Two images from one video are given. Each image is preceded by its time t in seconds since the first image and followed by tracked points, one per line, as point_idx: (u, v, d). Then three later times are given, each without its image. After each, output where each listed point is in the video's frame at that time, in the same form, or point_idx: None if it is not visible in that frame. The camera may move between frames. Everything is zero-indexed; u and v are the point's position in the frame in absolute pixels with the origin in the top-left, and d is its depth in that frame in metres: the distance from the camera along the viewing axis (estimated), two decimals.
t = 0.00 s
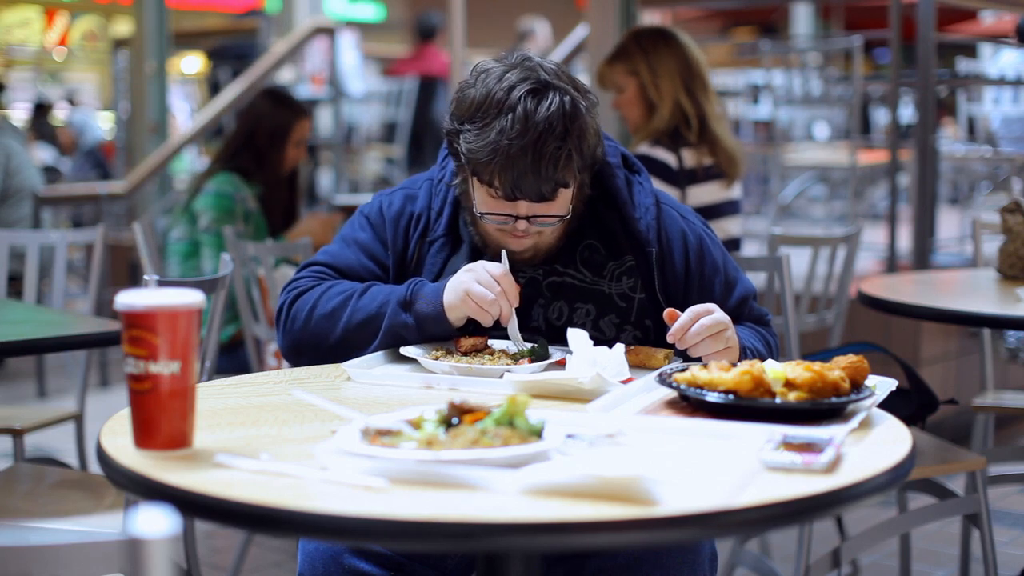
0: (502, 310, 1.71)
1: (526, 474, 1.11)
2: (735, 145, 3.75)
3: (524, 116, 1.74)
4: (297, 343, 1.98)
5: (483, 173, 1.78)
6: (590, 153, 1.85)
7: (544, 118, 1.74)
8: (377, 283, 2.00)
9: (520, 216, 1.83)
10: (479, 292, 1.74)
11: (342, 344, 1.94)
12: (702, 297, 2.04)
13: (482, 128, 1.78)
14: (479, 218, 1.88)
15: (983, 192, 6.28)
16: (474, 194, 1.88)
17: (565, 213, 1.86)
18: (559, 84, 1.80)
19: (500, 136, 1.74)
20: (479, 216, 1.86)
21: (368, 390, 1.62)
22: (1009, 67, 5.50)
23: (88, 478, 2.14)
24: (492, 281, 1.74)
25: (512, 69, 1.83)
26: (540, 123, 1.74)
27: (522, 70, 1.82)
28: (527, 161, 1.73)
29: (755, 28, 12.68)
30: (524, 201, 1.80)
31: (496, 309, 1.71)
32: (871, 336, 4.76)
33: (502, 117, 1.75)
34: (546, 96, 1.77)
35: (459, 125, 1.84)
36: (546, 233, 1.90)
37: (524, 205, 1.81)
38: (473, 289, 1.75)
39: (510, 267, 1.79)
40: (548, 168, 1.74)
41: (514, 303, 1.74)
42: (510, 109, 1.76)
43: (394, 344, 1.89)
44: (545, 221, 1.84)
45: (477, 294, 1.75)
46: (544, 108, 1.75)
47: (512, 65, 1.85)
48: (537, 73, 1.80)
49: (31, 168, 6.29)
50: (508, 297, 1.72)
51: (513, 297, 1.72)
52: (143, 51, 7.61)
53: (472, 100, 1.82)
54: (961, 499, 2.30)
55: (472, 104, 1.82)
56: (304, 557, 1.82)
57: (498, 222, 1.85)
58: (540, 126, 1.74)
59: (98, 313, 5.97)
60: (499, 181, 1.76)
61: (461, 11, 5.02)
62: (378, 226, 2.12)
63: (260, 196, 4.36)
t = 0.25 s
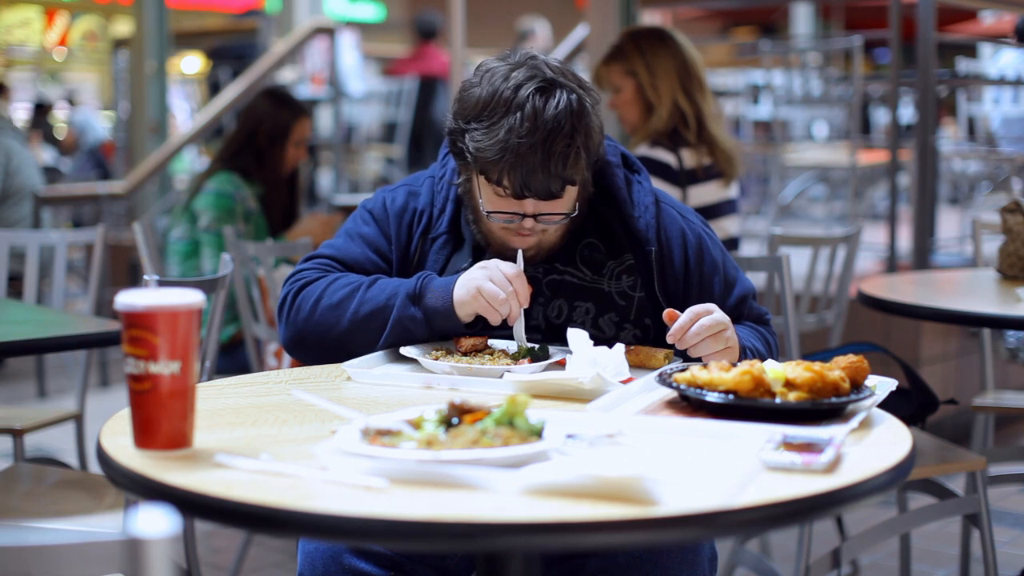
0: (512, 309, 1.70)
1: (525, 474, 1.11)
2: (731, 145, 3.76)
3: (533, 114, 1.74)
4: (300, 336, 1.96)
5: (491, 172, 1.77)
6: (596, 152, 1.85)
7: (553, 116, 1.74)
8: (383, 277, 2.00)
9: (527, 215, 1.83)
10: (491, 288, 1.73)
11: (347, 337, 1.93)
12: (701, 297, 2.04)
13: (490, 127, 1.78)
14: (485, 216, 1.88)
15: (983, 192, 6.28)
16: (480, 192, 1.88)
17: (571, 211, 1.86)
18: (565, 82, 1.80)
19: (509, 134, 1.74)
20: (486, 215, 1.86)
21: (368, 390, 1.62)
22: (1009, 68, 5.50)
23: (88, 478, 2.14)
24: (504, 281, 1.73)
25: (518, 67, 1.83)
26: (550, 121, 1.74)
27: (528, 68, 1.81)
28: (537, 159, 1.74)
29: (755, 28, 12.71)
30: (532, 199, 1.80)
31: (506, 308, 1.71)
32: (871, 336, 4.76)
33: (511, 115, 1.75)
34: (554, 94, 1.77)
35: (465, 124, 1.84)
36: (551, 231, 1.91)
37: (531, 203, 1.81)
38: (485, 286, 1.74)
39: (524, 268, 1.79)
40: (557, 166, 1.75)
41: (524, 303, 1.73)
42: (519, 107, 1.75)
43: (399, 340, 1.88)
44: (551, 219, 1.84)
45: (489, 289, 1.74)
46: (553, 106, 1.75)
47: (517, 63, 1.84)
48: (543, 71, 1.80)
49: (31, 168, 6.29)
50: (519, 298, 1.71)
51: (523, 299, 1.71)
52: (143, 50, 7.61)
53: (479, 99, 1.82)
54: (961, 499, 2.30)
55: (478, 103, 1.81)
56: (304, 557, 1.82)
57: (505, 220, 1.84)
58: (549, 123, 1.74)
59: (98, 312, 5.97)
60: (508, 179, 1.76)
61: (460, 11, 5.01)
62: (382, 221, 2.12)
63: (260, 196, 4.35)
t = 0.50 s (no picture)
0: (512, 305, 1.71)
1: (525, 474, 1.10)
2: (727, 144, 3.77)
3: (552, 120, 1.74)
4: (304, 332, 1.96)
5: (507, 176, 1.77)
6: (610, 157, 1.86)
7: (572, 121, 1.75)
8: (387, 272, 2.00)
9: (540, 218, 1.83)
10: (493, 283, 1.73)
11: (352, 332, 1.93)
12: (703, 297, 2.04)
13: (508, 130, 1.78)
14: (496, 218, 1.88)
15: (983, 192, 6.27)
16: (491, 194, 1.88)
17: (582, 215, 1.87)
18: (582, 87, 1.80)
19: (528, 139, 1.74)
20: (497, 217, 1.87)
21: (368, 390, 1.62)
22: (1009, 68, 5.50)
23: (88, 478, 2.14)
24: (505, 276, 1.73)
25: (535, 70, 1.82)
26: (569, 127, 1.74)
27: (546, 71, 1.81)
28: (555, 165, 1.74)
29: (755, 28, 12.71)
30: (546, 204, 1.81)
31: (506, 304, 1.71)
32: (871, 336, 4.76)
33: (530, 121, 1.75)
34: (573, 99, 1.77)
35: (481, 126, 1.83)
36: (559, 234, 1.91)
37: (544, 207, 1.82)
38: (486, 280, 1.74)
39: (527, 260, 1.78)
40: (574, 170, 1.75)
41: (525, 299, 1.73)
42: (538, 112, 1.75)
43: (403, 334, 1.88)
44: (562, 223, 1.85)
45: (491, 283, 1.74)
46: (573, 111, 1.76)
47: (534, 66, 1.84)
48: (562, 75, 1.80)
49: (31, 168, 6.29)
50: (519, 294, 1.71)
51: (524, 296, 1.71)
52: (143, 50, 7.61)
53: (495, 101, 1.81)
54: (961, 499, 2.30)
55: (495, 105, 1.81)
56: (304, 557, 1.82)
57: (517, 223, 1.85)
58: (569, 129, 1.74)
59: (98, 313, 5.97)
60: (525, 184, 1.76)
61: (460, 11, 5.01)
62: (385, 218, 2.12)
63: (260, 195, 4.35)
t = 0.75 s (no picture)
0: (516, 309, 1.71)
1: (525, 474, 1.10)
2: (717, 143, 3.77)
3: (560, 122, 1.74)
4: (307, 333, 1.96)
5: (513, 176, 1.77)
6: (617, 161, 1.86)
7: (581, 124, 1.74)
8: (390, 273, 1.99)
9: (543, 219, 1.83)
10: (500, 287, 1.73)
11: (355, 333, 1.92)
12: (704, 298, 2.04)
13: (515, 131, 1.78)
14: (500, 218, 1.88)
15: (983, 192, 6.27)
16: (496, 194, 1.88)
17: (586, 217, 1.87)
18: (591, 89, 1.80)
19: (536, 141, 1.74)
20: (502, 217, 1.87)
21: (368, 390, 1.62)
22: (1009, 68, 5.50)
23: (88, 478, 2.14)
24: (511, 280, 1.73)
25: (543, 71, 1.82)
26: (577, 130, 1.74)
27: (555, 73, 1.81)
28: (561, 167, 1.74)
29: (755, 28, 12.72)
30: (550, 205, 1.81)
31: (511, 308, 1.71)
32: (871, 336, 4.76)
33: (538, 122, 1.75)
34: (581, 102, 1.77)
35: (488, 125, 1.83)
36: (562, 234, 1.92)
37: (548, 208, 1.82)
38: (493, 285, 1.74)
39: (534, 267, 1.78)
40: (580, 173, 1.75)
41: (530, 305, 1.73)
42: (546, 114, 1.75)
43: (407, 335, 1.88)
44: (566, 224, 1.85)
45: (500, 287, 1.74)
46: (581, 113, 1.75)
47: (542, 67, 1.83)
48: (570, 77, 1.80)
49: (31, 168, 6.29)
50: (523, 299, 1.71)
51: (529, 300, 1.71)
52: (143, 50, 7.61)
53: (503, 101, 1.81)
54: (961, 499, 2.30)
55: (503, 105, 1.81)
56: (304, 557, 1.82)
57: (520, 223, 1.85)
58: (577, 132, 1.74)
59: (98, 313, 5.97)
60: (531, 185, 1.76)
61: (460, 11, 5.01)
62: (388, 218, 2.12)
63: (260, 195, 4.35)
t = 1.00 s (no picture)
0: (520, 315, 1.71)
1: (525, 474, 1.10)
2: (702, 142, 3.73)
3: (564, 123, 1.74)
4: (308, 333, 1.96)
5: (517, 177, 1.77)
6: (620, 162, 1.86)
7: (585, 125, 1.74)
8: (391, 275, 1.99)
9: (546, 220, 1.83)
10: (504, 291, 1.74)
11: (356, 335, 1.92)
12: (704, 298, 2.04)
13: (518, 132, 1.78)
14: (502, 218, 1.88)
15: (983, 192, 6.27)
16: (498, 194, 1.88)
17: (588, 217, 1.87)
18: (594, 90, 1.80)
19: (539, 141, 1.74)
20: (504, 217, 1.87)
21: (368, 390, 1.62)
22: (1009, 67, 5.50)
23: (88, 478, 2.14)
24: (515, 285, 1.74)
25: (546, 73, 1.82)
26: (581, 131, 1.74)
27: (558, 74, 1.81)
28: (565, 167, 1.74)
29: (755, 28, 12.72)
30: (553, 205, 1.80)
31: (514, 313, 1.71)
32: (871, 336, 4.76)
33: (541, 123, 1.75)
34: (584, 102, 1.77)
35: (490, 125, 1.83)
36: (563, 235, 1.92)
37: (550, 209, 1.82)
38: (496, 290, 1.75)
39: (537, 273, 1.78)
40: (584, 174, 1.75)
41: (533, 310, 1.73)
42: (550, 114, 1.75)
43: (408, 338, 1.88)
44: (568, 225, 1.85)
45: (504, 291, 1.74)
46: (585, 114, 1.75)
47: (545, 68, 1.84)
48: (574, 78, 1.80)
49: (31, 168, 6.29)
50: (528, 304, 1.71)
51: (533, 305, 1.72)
52: (143, 51, 7.61)
53: (506, 102, 1.81)
54: (961, 499, 2.30)
55: (506, 105, 1.81)
56: (304, 557, 1.82)
57: (523, 224, 1.85)
58: (580, 132, 1.74)
59: (97, 313, 5.97)
60: (534, 185, 1.76)
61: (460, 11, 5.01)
62: (388, 218, 2.11)
63: (260, 195, 4.35)
